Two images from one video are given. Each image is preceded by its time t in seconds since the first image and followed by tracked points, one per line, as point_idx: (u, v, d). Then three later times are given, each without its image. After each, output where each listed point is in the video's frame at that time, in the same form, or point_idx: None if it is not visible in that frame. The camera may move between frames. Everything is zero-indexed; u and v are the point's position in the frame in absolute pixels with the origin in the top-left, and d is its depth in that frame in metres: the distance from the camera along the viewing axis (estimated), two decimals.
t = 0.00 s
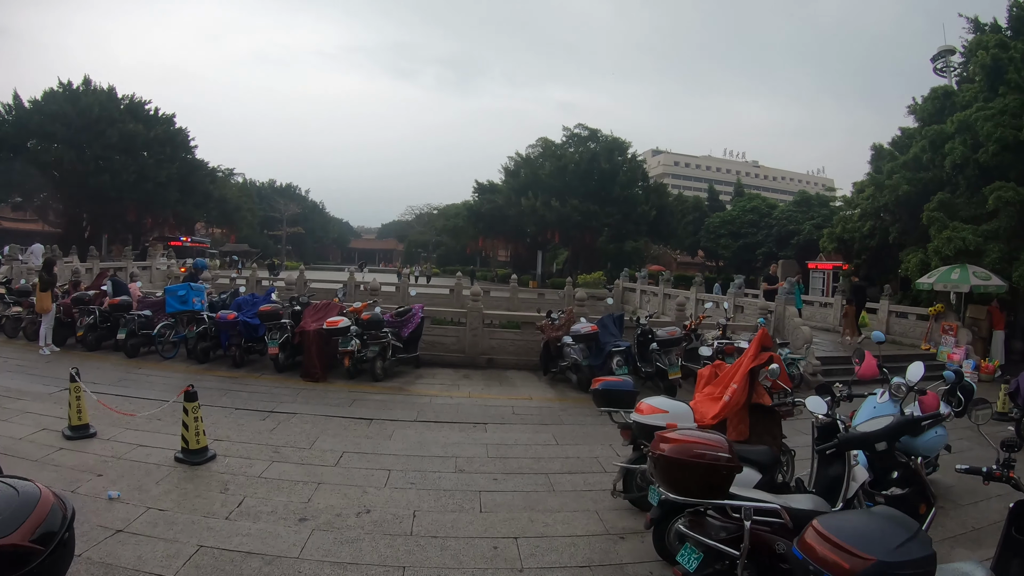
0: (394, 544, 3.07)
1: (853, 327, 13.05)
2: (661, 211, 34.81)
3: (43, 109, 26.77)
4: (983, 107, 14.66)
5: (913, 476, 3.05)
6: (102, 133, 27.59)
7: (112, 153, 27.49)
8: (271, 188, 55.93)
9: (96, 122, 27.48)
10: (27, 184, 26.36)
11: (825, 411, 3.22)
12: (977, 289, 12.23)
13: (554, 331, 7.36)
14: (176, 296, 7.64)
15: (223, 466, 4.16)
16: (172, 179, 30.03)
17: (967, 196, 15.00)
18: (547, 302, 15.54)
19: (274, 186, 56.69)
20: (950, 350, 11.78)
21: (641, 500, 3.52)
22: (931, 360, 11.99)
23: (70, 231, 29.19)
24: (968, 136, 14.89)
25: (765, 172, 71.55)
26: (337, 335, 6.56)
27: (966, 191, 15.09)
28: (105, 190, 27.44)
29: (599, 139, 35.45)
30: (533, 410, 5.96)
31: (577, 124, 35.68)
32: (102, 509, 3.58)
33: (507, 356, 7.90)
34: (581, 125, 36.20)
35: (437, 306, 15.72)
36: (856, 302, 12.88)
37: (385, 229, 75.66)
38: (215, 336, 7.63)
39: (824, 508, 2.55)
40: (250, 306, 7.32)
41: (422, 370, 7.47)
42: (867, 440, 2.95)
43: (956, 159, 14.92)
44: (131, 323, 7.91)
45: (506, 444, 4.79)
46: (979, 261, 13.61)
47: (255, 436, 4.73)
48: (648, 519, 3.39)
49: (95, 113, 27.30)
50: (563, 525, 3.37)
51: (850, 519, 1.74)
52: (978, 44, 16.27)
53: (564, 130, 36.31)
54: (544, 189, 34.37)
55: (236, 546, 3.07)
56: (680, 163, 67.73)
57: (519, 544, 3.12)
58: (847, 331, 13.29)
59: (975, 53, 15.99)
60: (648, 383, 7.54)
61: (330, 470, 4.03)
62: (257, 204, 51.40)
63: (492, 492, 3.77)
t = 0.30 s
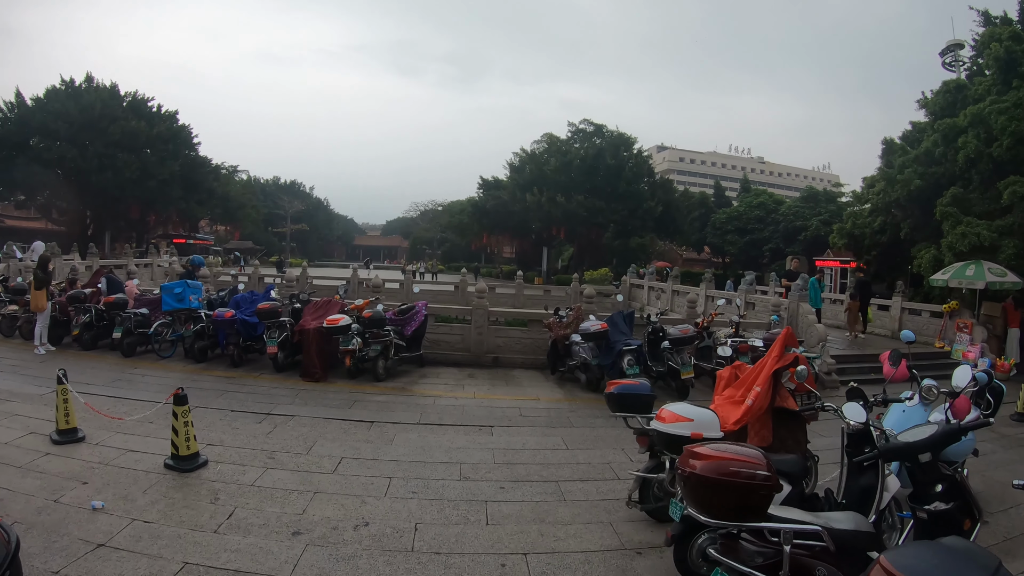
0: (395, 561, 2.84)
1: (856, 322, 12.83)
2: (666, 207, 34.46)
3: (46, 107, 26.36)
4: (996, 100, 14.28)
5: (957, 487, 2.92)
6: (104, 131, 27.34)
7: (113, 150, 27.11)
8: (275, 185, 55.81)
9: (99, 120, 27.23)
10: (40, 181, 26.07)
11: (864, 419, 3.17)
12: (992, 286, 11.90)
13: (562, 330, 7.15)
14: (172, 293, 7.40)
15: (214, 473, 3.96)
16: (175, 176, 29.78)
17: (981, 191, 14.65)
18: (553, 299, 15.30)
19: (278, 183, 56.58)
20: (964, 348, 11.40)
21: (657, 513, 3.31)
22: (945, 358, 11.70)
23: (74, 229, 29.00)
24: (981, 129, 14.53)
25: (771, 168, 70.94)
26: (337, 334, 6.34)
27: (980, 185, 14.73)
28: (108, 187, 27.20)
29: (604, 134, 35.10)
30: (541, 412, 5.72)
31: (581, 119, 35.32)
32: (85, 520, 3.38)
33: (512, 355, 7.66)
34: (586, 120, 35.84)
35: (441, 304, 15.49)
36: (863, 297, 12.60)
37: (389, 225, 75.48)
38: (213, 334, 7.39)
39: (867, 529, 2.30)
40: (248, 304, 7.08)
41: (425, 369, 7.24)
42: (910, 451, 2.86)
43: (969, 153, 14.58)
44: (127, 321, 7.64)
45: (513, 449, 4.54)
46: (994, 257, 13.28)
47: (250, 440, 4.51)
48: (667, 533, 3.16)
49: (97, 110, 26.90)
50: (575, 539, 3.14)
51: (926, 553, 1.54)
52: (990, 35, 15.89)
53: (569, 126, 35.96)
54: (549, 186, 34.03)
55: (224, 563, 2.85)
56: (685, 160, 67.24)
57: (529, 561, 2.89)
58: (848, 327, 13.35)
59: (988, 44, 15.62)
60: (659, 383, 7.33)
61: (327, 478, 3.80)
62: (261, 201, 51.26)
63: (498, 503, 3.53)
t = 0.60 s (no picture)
0: None
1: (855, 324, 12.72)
2: (665, 208, 34.26)
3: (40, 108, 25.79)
4: (1002, 98, 14.09)
5: (1007, 511, 2.51)
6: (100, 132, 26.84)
7: (108, 151, 26.61)
8: (272, 186, 55.47)
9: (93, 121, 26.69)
10: (37, 182, 25.55)
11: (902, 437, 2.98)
12: (1000, 287, 11.68)
13: (564, 334, 6.87)
14: (160, 297, 7.13)
15: (199, 492, 3.71)
16: (171, 177, 29.37)
17: (986, 191, 14.45)
18: (552, 301, 15.09)
19: (275, 184, 56.25)
20: (971, 350, 11.25)
21: (674, 534, 3.11)
22: (952, 360, 11.50)
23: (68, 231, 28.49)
24: (987, 128, 14.32)
25: (768, 168, 70.86)
26: (331, 339, 6.02)
27: (985, 185, 14.53)
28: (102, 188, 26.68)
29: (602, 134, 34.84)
30: (544, 421, 5.48)
31: (579, 119, 35.07)
32: (58, 545, 3.12)
33: (512, 360, 7.42)
34: (584, 120, 35.58)
35: (439, 306, 15.22)
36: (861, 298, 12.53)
37: (386, 226, 75.18)
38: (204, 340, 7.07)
39: (914, 563, 2.09)
40: (240, 307, 6.82)
41: (422, 375, 6.99)
42: (953, 472, 2.52)
43: (974, 153, 14.37)
44: (115, 326, 7.22)
45: (517, 464, 4.29)
46: (1001, 257, 13.08)
47: (238, 453, 4.26)
48: (685, 556, 2.96)
49: (92, 111, 26.34)
50: (587, 564, 2.91)
51: None
52: (995, 33, 15.69)
53: (567, 126, 35.71)
54: (548, 186, 33.73)
55: None
56: (682, 160, 67.13)
57: None
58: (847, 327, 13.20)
59: (992, 42, 15.42)
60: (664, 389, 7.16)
61: (320, 497, 3.55)
62: (257, 202, 50.92)
63: (502, 525, 3.30)
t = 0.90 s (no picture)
0: None
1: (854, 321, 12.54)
2: (663, 205, 34.09)
3: (32, 103, 25.28)
4: (1006, 95, 13.96)
5: None
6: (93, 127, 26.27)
7: (101, 147, 26.12)
8: (267, 183, 55.03)
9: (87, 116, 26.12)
10: (29, 178, 25.09)
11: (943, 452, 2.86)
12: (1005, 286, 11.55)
13: (564, 334, 6.63)
14: (147, 295, 6.80)
15: (182, 504, 3.50)
16: (164, 173, 28.92)
17: (989, 188, 14.32)
18: (551, 299, 14.90)
19: (271, 180, 55.82)
20: (976, 350, 11.09)
21: (687, 551, 2.94)
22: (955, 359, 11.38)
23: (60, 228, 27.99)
24: (991, 125, 14.18)
25: (764, 165, 70.78)
26: (323, 339, 5.88)
27: (988, 182, 14.41)
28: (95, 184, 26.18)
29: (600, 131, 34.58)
30: (545, 425, 5.28)
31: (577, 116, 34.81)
32: (30, 564, 2.90)
33: (511, 360, 7.22)
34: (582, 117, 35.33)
35: (435, 304, 14.99)
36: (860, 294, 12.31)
37: (382, 223, 74.82)
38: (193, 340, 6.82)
39: None
40: (230, 306, 6.57)
41: (419, 376, 6.77)
42: (996, 488, 2.37)
43: (978, 150, 14.24)
44: (102, 325, 6.77)
45: (518, 473, 4.08)
46: (1005, 255, 12.96)
47: (224, 461, 4.05)
48: None
49: (84, 106, 25.82)
50: None
51: None
52: (998, 29, 15.55)
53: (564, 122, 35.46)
54: (546, 183, 33.45)
55: None
56: (679, 157, 67.00)
57: None
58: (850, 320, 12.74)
59: (995, 39, 15.29)
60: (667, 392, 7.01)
61: (311, 512, 3.34)
62: (252, 199, 50.50)
63: (505, 542, 3.10)
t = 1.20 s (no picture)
0: None
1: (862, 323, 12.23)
2: (667, 207, 33.85)
3: (32, 103, 25.14)
4: (1017, 93, 13.70)
5: None
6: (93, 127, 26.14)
7: (102, 148, 25.94)
8: (269, 184, 54.97)
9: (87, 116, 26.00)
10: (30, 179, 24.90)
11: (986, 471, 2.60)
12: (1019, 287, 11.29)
13: (570, 337, 6.44)
14: (139, 297, 6.50)
15: (165, 520, 3.27)
16: (165, 174, 28.71)
17: (1000, 188, 14.05)
18: (554, 301, 14.68)
19: (273, 182, 55.77)
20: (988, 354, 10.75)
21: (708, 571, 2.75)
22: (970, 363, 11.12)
23: (60, 229, 27.79)
24: (1001, 124, 13.93)
25: (766, 167, 70.50)
26: (320, 343, 5.58)
27: (999, 183, 14.15)
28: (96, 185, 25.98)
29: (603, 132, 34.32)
30: (551, 434, 5.06)
31: (580, 117, 34.59)
32: None
33: (515, 365, 6.99)
34: (584, 118, 35.11)
35: (437, 306, 14.75)
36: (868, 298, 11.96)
37: (384, 225, 74.75)
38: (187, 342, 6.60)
39: None
40: (224, 308, 6.33)
41: (419, 380, 6.55)
42: None
43: (988, 150, 14.00)
44: (93, 328, 6.51)
45: (525, 488, 3.85)
46: (1017, 257, 12.70)
47: (212, 473, 3.82)
48: None
49: (84, 106, 25.68)
50: None
51: None
52: (1008, 27, 15.30)
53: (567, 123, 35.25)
54: (548, 184, 33.20)
55: None
56: (681, 159, 66.79)
57: None
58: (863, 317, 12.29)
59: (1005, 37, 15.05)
60: (677, 398, 6.82)
61: (301, 531, 3.11)
62: (254, 200, 50.41)
63: (512, 565, 2.87)
